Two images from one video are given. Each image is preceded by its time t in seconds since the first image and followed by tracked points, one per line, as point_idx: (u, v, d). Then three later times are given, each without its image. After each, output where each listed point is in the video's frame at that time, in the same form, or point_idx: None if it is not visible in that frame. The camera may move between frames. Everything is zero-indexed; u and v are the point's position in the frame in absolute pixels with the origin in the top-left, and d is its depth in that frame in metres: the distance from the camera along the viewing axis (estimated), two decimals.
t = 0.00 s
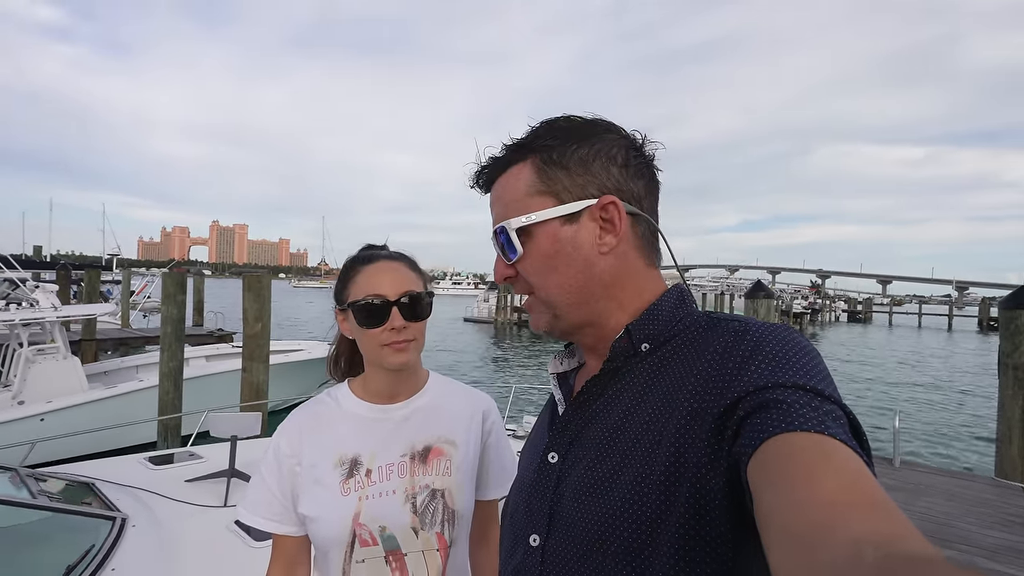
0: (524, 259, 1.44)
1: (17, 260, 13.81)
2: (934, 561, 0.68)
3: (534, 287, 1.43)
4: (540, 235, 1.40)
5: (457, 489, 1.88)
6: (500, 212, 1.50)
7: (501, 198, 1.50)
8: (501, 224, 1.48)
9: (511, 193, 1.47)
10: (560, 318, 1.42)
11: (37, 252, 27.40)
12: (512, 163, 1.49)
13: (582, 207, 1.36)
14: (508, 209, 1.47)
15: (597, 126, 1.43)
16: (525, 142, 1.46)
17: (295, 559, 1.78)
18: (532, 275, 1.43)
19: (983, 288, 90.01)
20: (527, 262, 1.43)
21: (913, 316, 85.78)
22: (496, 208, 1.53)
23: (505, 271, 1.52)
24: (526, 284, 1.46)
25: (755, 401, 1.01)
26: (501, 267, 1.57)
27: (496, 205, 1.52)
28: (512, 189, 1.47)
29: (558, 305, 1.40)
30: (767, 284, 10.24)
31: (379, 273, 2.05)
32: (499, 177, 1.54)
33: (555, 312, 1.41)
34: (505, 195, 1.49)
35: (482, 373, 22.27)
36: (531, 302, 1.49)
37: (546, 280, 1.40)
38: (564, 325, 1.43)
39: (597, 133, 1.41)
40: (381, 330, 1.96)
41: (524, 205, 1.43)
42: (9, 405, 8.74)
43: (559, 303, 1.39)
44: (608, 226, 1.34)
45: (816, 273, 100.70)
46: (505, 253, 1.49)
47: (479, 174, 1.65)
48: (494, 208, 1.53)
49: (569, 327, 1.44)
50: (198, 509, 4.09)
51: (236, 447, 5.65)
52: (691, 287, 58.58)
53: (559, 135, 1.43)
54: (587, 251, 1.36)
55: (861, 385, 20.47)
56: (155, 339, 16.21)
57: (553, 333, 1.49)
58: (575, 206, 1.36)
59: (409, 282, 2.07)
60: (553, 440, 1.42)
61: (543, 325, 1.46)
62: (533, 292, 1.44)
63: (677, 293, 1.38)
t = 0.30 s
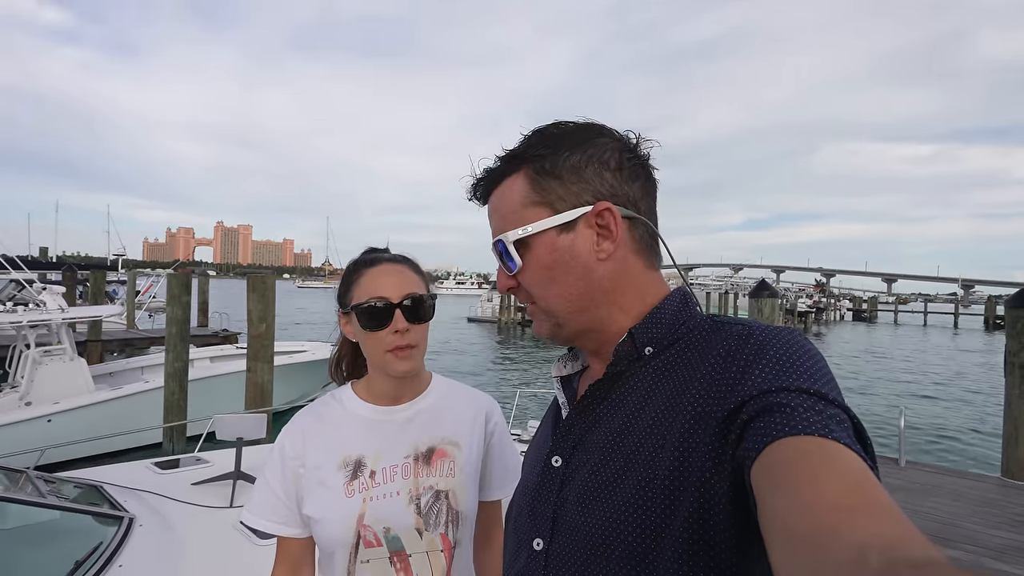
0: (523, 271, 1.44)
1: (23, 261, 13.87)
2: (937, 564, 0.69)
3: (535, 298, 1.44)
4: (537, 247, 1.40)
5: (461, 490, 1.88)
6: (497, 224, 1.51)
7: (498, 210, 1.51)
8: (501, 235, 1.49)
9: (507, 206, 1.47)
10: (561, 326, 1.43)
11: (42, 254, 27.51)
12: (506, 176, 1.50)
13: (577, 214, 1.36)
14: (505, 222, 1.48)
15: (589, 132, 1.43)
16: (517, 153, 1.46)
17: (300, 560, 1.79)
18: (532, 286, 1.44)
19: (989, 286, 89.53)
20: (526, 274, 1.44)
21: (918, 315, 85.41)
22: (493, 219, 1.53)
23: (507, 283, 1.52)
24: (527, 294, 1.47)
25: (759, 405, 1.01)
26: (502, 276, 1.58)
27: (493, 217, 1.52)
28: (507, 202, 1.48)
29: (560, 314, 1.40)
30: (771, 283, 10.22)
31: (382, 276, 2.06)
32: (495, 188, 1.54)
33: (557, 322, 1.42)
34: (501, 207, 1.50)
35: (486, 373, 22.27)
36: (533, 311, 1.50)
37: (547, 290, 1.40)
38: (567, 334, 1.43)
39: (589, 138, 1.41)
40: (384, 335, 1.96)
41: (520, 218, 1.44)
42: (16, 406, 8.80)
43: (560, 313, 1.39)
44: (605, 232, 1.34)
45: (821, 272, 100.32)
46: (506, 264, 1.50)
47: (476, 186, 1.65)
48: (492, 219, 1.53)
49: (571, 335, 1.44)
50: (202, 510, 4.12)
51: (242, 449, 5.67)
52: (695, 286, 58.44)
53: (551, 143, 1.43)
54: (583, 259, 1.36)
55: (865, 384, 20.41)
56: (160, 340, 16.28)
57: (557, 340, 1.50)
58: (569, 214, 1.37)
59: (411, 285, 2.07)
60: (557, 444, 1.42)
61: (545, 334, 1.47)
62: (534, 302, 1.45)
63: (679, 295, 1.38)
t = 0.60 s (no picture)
0: (580, 242, 1.37)
1: (28, 263, 13.92)
2: (936, 569, 0.68)
3: (584, 275, 1.37)
4: (602, 219, 1.37)
5: (465, 495, 1.88)
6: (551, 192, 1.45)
7: (552, 182, 1.46)
8: (558, 203, 1.42)
9: (568, 175, 1.44)
10: (600, 311, 1.37)
11: (46, 256, 27.61)
12: (565, 147, 1.46)
13: (640, 200, 1.40)
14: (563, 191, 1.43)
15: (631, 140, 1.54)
16: (587, 126, 1.45)
17: (303, 567, 1.80)
18: (582, 261, 1.38)
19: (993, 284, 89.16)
20: (582, 245, 1.37)
21: (921, 314, 85.17)
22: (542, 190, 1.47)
23: (543, 257, 1.42)
24: (570, 270, 1.39)
25: (759, 409, 1.01)
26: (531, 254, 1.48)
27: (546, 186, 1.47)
28: (568, 172, 1.44)
29: (610, 294, 1.36)
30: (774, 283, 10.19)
31: (386, 281, 2.06)
32: (543, 163, 1.50)
33: (599, 304, 1.36)
34: (556, 178, 1.45)
35: (488, 373, 22.27)
36: (566, 291, 1.39)
37: (598, 268, 1.37)
38: (604, 319, 1.38)
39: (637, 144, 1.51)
40: (390, 338, 1.97)
41: (584, 187, 1.41)
42: (20, 409, 8.82)
43: (613, 293, 1.35)
44: (657, 225, 1.41)
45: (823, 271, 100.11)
46: (555, 234, 1.41)
47: (508, 155, 1.58)
48: (544, 188, 1.47)
49: (607, 323, 1.39)
50: (205, 514, 4.13)
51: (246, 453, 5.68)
52: (697, 285, 58.38)
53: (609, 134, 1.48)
54: (642, 243, 1.38)
55: (869, 384, 20.37)
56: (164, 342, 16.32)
57: (578, 331, 1.41)
58: (633, 198, 1.40)
59: (416, 290, 2.08)
60: (559, 451, 1.42)
61: (578, 317, 1.38)
62: (579, 280, 1.38)
63: (681, 300, 1.39)
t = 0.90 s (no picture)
0: (622, 239, 1.37)
1: (28, 264, 13.92)
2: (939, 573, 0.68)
3: (623, 273, 1.36)
4: (642, 219, 1.39)
5: (466, 500, 1.87)
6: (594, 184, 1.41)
7: (593, 171, 1.42)
8: (604, 195, 1.40)
9: (609, 170, 1.42)
10: (633, 311, 1.36)
11: (47, 256, 27.61)
12: (605, 139, 1.44)
13: (665, 207, 1.47)
14: (605, 184, 1.41)
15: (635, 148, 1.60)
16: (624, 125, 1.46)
17: (302, 573, 1.79)
18: (623, 258, 1.37)
19: (994, 282, 89.19)
20: (624, 243, 1.37)
21: (922, 312, 85.07)
22: (582, 181, 1.43)
23: (582, 251, 1.38)
24: (609, 267, 1.37)
25: (760, 412, 1.00)
26: (565, 243, 1.42)
27: (593, 176, 1.42)
28: (608, 165, 1.42)
29: (646, 295, 1.37)
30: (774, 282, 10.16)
31: (385, 284, 2.05)
32: (586, 147, 1.44)
33: (635, 304, 1.35)
34: (599, 169, 1.42)
35: (489, 373, 22.25)
36: (604, 287, 1.36)
37: (636, 268, 1.37)
38: (635, 320, 1.37)
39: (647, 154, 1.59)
40: (389, 343, 1.96)
41: (628, 184, 1.40)
42: (21, 410, 8.81)
43: (648, 294, 1.37)
44: (671, 233, 1.50)
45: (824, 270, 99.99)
46: (598, 227, 1.39)
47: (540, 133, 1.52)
48: (587, 176, 1.42)
49: (635, 323, 1.38)
50: (205, 518, 4.13)
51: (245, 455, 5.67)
52: (697, 285, 58.40)
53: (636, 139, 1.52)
54: (664, 249, 1.45)
55: (870, 383, 20.33)
56: (164, 342, 16.31)
57: (606, 330, 1.38)
58: (661, 204, 1.46)
59: (415, 293, 2.07)
60: (560, 456, 1.41)
61: (610, 317, 1.35)
62: (616, 278, 1.36)
63: (682, 304, 1.39)
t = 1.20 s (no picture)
0: (558, 250, 1.36)
1: (28, 266, 13.93)
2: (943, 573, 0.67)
3: (563, 283, 1.36)
4: (582, 228, 1.35)
5: (468, 500, 1.88)
6: (538, 195, 1.43)
7: (540, 183, 1.43)
8: (546, 206, 1.40)
9: (556, 178, 1.40)
10: (581, 319, 1.36)
11: (47, 258, 27.64)
12: (555, 147, 1.41)
13: (632, 206, 1.35)
14: (549, 194, 1.40)
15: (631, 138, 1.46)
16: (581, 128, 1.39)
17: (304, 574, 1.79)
18: (564, 268, 1.36)
19: (993, 279, 89.30)
20: (561, 253, 1.36)
21: (922, 310, 85.09)
22: (529, 193, 1.46)
23: (526, 263, 1.42)
24: (550, 277, 1.39)
25: (760, 411, 1.01)
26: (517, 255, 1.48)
27: (535, 188, 1.44)
28: (554, 175, 1.41)
29: (587, 304, 1.34)
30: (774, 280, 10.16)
31: (384, 284, 2.05)
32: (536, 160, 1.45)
33: (580, 312, 1.35)
34: (546, 180, 1.42)
35: (489, 373, 22.26)
36: (546, 297, 1.40)
37: (578, 277, 1.35)
38: (582, 327, 1.38)
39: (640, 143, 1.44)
40: (390, 342, 1.96)
41: (568, 193, 1.38)
42: (21, 412, 8.82)
43: (590, 302, 1.34)
44: (648, 231, 1.37)
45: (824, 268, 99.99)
46: (540, 238, 1.41)
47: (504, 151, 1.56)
48: (534, 190, 1.44)
49: (585, 330, 1.38)
50: (205, 518, 4.14)
51: (246, 455, 5.68)
52: (697, 283, 58.43)
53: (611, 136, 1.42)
54: (626, 251, 1.35)
55: (870, 381, 20.34)
56: (164, 343, 16.32)
57: (559, 335, 1.42)
58: (623, 204, 1.35)
59: (415, 292, 2.07)
60: (559, 454, 1.42)
61: (554, 326, 1.39)
62: (558, 288, 1.37)
63: (681, 302, 1.38)
